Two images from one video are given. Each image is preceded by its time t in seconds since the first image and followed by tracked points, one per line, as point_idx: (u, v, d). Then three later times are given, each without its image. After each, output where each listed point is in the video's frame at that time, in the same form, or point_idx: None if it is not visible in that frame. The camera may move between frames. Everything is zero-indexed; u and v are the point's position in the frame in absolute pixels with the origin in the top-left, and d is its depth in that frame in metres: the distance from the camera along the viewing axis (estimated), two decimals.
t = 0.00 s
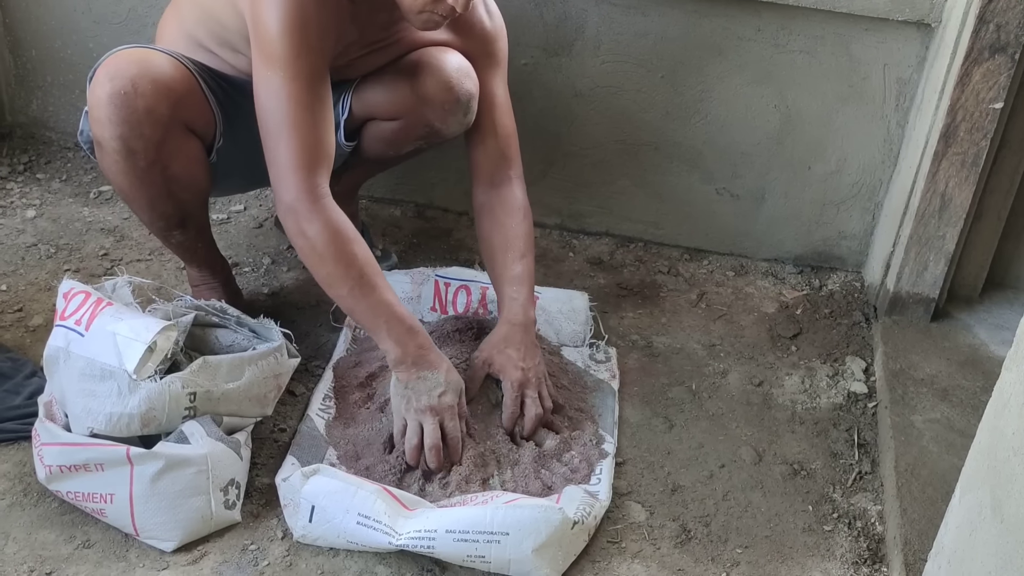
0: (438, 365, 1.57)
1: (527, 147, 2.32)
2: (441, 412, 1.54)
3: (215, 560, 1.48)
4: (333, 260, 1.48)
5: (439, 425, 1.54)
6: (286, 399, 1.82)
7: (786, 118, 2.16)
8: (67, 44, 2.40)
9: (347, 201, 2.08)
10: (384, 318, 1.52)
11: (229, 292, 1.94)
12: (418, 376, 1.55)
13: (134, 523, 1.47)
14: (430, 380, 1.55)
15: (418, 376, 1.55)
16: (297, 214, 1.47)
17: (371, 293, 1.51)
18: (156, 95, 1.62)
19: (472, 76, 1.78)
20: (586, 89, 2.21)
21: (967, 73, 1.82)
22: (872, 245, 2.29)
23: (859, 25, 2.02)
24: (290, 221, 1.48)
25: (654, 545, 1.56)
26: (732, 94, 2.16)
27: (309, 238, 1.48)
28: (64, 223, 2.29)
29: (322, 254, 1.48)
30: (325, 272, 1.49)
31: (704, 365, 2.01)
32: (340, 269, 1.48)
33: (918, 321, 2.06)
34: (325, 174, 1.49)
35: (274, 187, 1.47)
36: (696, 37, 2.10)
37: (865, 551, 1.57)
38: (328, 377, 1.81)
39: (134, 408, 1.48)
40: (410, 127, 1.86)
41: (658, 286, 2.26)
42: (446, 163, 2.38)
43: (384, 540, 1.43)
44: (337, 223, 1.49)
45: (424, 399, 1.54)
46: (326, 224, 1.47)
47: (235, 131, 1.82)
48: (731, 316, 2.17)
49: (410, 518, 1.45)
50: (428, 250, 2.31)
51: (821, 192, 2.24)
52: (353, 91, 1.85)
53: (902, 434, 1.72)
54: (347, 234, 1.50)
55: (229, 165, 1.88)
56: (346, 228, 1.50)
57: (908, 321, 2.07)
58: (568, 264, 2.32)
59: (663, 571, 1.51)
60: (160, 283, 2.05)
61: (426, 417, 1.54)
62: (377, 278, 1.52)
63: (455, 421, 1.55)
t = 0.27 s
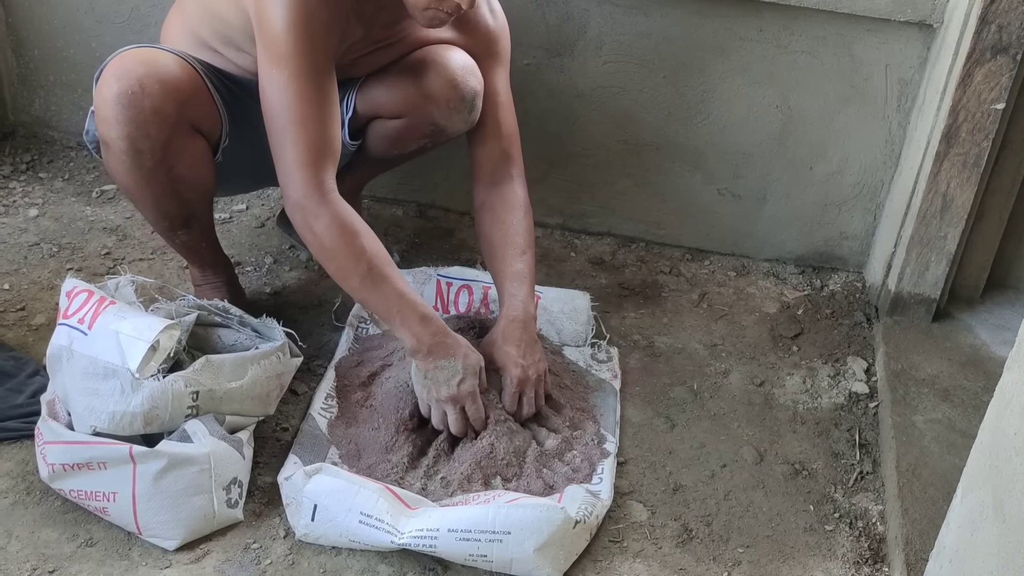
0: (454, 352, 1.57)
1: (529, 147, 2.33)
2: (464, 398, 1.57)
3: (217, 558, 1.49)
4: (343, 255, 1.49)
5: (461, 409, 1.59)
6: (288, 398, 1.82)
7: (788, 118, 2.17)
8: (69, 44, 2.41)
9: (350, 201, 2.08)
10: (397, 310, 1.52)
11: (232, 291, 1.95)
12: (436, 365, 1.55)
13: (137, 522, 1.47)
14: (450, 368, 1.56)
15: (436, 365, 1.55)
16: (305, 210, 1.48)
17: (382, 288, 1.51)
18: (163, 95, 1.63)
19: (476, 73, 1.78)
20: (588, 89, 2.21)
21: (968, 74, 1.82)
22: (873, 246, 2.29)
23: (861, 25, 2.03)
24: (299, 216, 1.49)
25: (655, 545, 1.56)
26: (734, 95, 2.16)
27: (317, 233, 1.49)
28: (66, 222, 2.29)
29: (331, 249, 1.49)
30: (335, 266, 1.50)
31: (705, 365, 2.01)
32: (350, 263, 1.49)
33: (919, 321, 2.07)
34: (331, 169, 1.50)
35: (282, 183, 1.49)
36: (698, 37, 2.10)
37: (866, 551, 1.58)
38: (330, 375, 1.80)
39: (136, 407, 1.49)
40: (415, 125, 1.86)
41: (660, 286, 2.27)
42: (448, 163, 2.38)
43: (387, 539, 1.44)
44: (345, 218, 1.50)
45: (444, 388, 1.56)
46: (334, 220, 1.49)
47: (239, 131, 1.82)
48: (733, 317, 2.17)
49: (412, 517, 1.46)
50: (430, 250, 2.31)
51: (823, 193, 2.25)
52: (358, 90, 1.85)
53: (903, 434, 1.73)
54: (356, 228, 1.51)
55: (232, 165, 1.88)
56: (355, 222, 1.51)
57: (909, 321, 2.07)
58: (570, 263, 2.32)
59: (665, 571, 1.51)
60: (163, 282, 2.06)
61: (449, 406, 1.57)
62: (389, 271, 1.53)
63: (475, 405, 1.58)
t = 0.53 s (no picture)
0: (453, 329, 1.54)
1: (528, 146, 2.33)
2: (474, 368, 1.54)
3: (216, 558, 1.48)
4: (328, 249, 1.49)
5: (475, 379, 1.55)
6: (288, 397, 1.82)
7: (788, 118, 2.17)
8: (69, 42, 2.40)
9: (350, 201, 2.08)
10: (386, 304, 1.51)
11: (232, 290, 1.94)
12: (438, 344, 1.53)
13: (136, 521, 1.47)
14: (451, 344, 1.53)
15: (437, 344, 1.53)
16: (289, 205, 1.48)
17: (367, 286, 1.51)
18: (167, 91, 1.63)
19: (480, 74, 1.79)
20: (588, 88, 2.21)
21: (969, 73, 1.82)
22: (873, 246, 2.29)
23: (861, 25, 2.02)
24: (282, 212, 1.49)
25: (654, 545, 1.56)
26: (733, 94, 2.16)
27: (301, 229, 1.49)
28: (66, 221, 2.29)
29: (317, 244, 1.49)
30: (320, 260, 1.50)
31: (705, 365, 2.01)
32: (334, 258, 1.50)
33: (919, 321, 2.07)
34: (317, 167, 1.50)
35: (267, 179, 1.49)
36: (698, 36, 2.10)
37: (866, 551, 1.58)
38: (330, 375, 1.81)
39: (136, 406, 1.49)
40: (417, 125, 1.85)
41: (659, 285, 2.26)
42: (449, 162, 2.38)
43: (386, 538, 1.44)
44: (331, 214, 1.50)
45: (452, 364, 1.53)
46: (317, 216, 1.49)
47: (240, 129, 1.82)
48: (732, 316, 2.17)
49: (411, 517, 1.45)
50: (430, 249, 2.31)
51: (823, 193, 2.25)
52: (360, 90, 1.85)
53: (903, 434, 1.73)
54: (342, 224, 1.51)
55: (233, 163, 1.88)
56: (341, 218, 1.51)
57: (909, 321, 2.07)
58: (570, 263, 2.32)
59: (664, 570, 1.51)
60: (162, 281, 2.05)
61: (461, 379, 1.54)
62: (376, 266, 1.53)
63: (487, 374, 1.55)
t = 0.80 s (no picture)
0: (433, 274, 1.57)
1: (528, 145, 2.32)
2: (457, 312, 1.57)
3: (216, 556, 1.48)
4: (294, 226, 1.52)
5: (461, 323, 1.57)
6: (288, 396, 1.82)
7: (787, 116, 2.16)
8: (68, 41, 2.40)
9: (350, 200, 2.08)
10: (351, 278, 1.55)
11: (232, 289, 1.94)
12: (420, 294, 1.55)
13: (135, 519, 1.47)
14: (432, 293, 1.55)
15: (419, 293, 1.55)
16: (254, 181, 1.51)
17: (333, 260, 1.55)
18: (168, 93, 1.62)
19: (486, 74, 1.80)
20: (587, 87, 2.21)
21: (969, 72, 1.81)
22: (873, 245, 2.28)
23: (861, 24, 2.02)
24: (246, 187, 1.52)
25: (654, 544, 1.56)
26: (732, 93, 2.16)
27: (269, 206, 1.52)
28: (65, 220, 2.29)
29: (284, 221, 1.52)
30: (286, 233, 1.53)
31: (705, 364, 2.01)
32: (300, 232, 1.53)
33: (919, 320, 2.07)
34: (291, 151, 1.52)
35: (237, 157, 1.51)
36: (697, 35, 2.10)
37: (866, 549, 1.57)
38: (330, 374, 1.81)
39: (135, 405, 1.48)
40: (422, 126, 1.84)
41: (659, 284, 2.26)
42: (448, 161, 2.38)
43: (385, 537, 1.44)
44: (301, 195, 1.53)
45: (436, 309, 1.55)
46: (284, 194, 1.51)
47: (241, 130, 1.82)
48: (732, 315, 2.17)
49: (410, 516, 1.45)
50: (430, 248, 2.31)
51: (823, 191, 2.24)
52: (365, 90, 1.83)
53: (903, 433, 1.72)
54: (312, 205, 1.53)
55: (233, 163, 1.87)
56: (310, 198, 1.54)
57: (909, 320, 2.07)
58: (570, 262, 2.32)
59: (664, 569, 1.51)
60: (161, 280, 2.05)
61: (449, 324, 1.56)
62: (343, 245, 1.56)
63: (467, 314, 1.59)
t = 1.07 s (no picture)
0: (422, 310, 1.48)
1: (527, 145, 2.32)
2: (438, 351, 1.47)
3: (214, 557, 1.48)
4: (290, 232, 1.47)
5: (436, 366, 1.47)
6: (286, 396, 1.82)
7: (786, 115, 2.16)
8: (66, 41, 2.40)
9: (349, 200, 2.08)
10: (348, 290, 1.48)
11: (230, 289, 1.94)
12: (401, 323, 1.47)
13: (133, 519, 1.46)
14: (415, 324, 1.47)
15: (400, 322, 1.47)
16: (257, 186, 1.47)
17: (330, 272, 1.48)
18: (165, 92, 1.62)
19: (485, 74, 1.80)
20: (586, 87, 2.21)
21: (968, 71, 1.81)
22: (873, 244, 2.28)
23: (860, 23, 2.02)
24: (247, 194, 1.48)
25: (653, 544, 1.55)
26: (731, 93, 2.15)
27: (267, 212, 1.47)
28: (63, 220, 2.29)
29: (282, 229, 1.47)
30: (285, 242, 1.48)
31: (704, 364, 2.00)
32: (298, 241, 1.47)
33: (918, 320, 2.06)
34: (292, 156, 1.50)
35: (240, 162, 1.48)
36: (697, 34, 2.09)
37: (865, 550, 1.57)
38: (328, 374, 1.80)
39: (134, 405, 1.48)
40: (420, 125, 1.83)
41: (658, 284, 2.26)
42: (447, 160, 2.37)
43: (384, 537, 1.43)
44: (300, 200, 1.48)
45: (415, 345, 1.47)
46: (283, 198, 1.46)
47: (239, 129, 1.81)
48: (731, 315, 2.17)
49: (409, 516, 1.45)
50: (429, 248, 2.31)
51: (822, 191, 2.24)
52: (364, 89, 1.82)
53: (903, 433, 1.72)
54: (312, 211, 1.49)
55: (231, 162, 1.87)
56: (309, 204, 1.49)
57: (908, 320, 2.07)
58: (568, 262, 2.32)
59: (663, 569, 1.51)
60: (160, 280, 2.05)
61: (423, 362, 1.47)
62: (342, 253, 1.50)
63: (450, 357, 1.47)
